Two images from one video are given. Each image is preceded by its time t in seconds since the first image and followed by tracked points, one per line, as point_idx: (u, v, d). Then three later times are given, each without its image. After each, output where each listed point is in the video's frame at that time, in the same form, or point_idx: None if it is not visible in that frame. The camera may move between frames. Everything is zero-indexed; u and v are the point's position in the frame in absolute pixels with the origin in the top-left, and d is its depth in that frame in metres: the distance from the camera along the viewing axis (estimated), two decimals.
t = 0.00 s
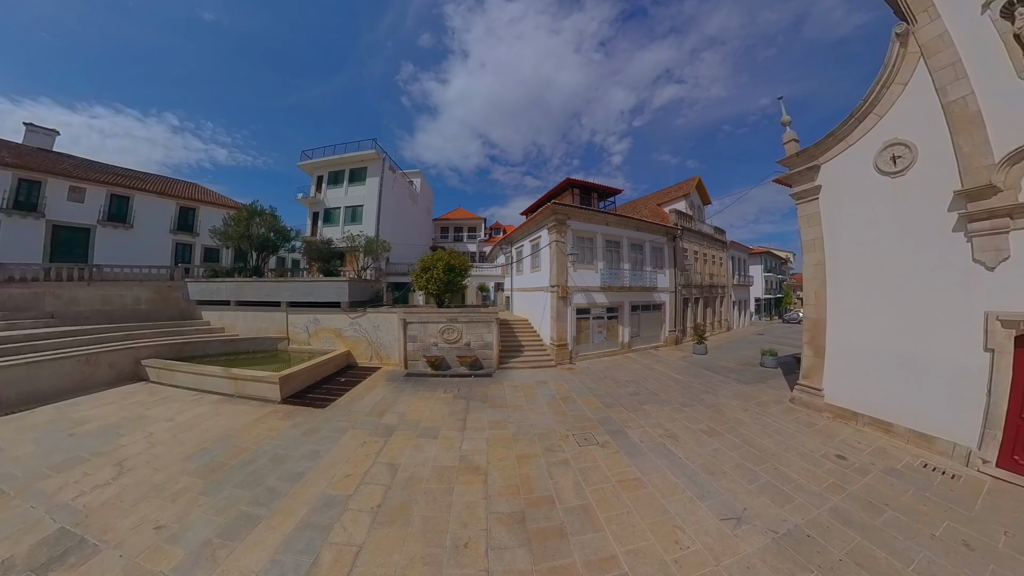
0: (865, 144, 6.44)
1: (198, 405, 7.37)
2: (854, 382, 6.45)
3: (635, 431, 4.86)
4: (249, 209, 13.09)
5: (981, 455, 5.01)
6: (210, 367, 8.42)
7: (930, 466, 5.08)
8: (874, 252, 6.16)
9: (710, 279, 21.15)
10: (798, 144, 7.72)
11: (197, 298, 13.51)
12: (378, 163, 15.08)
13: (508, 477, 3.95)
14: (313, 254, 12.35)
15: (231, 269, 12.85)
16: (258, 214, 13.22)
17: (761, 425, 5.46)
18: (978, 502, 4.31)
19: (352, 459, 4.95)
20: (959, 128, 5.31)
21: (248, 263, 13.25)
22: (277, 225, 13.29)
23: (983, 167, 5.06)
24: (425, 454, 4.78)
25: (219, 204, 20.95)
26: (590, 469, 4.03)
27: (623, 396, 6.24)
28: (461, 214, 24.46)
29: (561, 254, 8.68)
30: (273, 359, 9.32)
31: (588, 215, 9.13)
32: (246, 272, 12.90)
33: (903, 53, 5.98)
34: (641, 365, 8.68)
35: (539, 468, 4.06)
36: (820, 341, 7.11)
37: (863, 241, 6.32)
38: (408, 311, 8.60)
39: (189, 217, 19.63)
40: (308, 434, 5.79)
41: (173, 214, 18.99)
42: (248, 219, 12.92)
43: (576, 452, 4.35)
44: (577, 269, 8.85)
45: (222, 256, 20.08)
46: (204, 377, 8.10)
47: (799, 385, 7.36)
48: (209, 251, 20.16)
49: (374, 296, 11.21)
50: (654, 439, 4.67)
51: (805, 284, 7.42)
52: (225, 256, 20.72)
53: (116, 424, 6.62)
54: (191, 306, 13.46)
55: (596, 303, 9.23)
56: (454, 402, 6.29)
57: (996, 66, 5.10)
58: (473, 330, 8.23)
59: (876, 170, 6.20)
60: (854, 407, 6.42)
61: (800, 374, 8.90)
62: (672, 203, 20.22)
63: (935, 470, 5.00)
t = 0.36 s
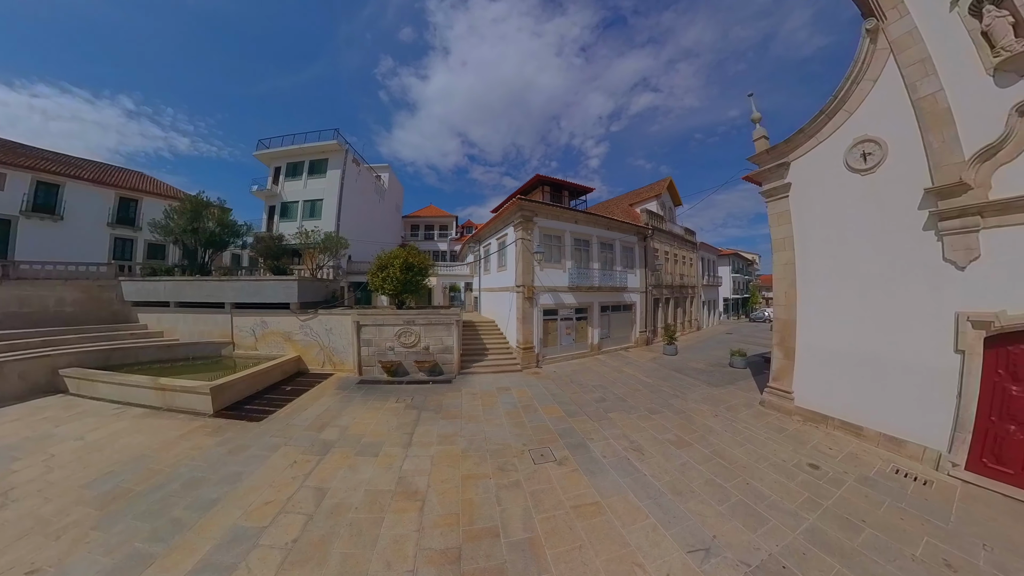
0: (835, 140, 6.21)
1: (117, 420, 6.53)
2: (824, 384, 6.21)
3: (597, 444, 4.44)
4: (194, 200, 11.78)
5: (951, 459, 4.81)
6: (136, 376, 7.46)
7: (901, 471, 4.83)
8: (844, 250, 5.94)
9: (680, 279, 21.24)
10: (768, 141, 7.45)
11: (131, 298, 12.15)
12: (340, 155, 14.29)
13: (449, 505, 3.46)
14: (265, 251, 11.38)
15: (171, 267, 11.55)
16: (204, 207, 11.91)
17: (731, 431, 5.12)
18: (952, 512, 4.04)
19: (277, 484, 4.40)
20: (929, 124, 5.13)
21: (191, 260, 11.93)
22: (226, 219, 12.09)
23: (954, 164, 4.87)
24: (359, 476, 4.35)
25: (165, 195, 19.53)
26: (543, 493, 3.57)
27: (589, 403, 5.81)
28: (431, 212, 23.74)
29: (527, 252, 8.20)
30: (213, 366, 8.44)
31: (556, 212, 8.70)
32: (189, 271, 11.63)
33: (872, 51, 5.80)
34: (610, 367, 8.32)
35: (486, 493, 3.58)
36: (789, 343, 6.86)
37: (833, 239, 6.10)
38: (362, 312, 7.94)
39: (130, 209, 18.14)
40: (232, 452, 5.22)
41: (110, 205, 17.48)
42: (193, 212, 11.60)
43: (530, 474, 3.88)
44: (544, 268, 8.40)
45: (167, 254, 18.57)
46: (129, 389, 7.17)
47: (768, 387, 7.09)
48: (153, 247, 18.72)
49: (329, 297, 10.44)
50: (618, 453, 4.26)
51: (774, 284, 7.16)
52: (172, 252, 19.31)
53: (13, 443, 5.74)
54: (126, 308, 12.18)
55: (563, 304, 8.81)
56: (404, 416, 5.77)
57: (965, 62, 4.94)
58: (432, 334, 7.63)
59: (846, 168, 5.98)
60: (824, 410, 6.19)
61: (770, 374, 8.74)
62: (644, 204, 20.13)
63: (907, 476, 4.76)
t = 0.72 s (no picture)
0: (810, 135, 5.91)
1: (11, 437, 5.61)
2: (799, 388, 5.90)
3: (558, 463, 3.96)
4: (128, 189, 10.48)
5: (929, 466, 4.59)
6: (41, 389, 6.44)
7: (880, 481, 4.51)
8: (820, 249, 5.63)
9: (652, 279, 21.17)
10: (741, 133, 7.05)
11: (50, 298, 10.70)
12: (298, 145, 13.44)
13: (376, 547, 2.91)
14: (210, 249, 10.46)
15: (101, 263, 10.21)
16: (141, 196, 10.61)
17: (704, 442, 4.71)
18: (937, 527, 3.71)
19: (181, 519, 3.71)
20: (906, 118, 4.89)
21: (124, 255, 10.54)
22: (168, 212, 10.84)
23: (932, 160, 4.64)
24: (278, 509, 3.71)
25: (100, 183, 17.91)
26: (489, 528, 3.05)
27: (552, 413, 5.31)
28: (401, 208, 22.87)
29: (491, 250, 7.66)
30: (141, 376, 7.49)
31: (523, 208, 8.18)
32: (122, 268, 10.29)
33: (847, 43, 5.53)
34: (579, 371, 7.88)
35: (423, 532, 3.03)
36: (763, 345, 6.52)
37: (809, 237, 5.78)
38: (310, 315, 7.22)
39: (58, 198, 16.56)
40: (137, 480, 4.48)
41: (34, 193, 15.89)
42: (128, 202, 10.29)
43: (476, 506, 3.34)
44: (509, 268, 7.88)
45: (105, 249, 17.14)
46: (33, 405, 6.18)
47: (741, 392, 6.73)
48: (87, 240, 17.19)
49: (277, 297, 9.63)
50: (581, 474, 3.78)
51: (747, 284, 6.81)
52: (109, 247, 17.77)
53: None
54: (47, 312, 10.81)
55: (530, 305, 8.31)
56: (348, 433, 5.12)
57: (943, 55, 4.71)
58: (386, 339, 7.00)
59: (821, 163, 5.68)
60: (799, 416, 5.87)
61: (742, 375, 8.50)
62: (617, 203, 19.92)
63: (886, 486, 4.44)
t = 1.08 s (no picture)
0: (789, 127, 5.54)
1: None
2: (778, 394, 5.54)
3: (516, 491, 3.44)
4: (48, 174, 8.99)
5: (914, 475, 4.31)
6: None
7: (866, 494, 4.16)
8: (800, 247, 5.28)
9: (626, 279, 21.03)
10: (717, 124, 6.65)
11: None
12: (251, 130, 12.51)
13: None
14: (143, 243, 9.86)
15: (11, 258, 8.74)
16: (66, 183, 9.16)
17: (681, 457, 4.27)
18: (932, 547, 3.35)
19: (54, 570, 2.93)
20: (889, 109, 4.60)
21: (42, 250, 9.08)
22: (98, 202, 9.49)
23: (916, 152, 4.36)
24: (173, 556, 3.03)
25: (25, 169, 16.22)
26: None
27: (514, 427, 4.77)
28: (368, 204, 21.93)
29: (454, 247, 7.08)
30: (51, 390, 6.46)
31: (489, 202, 7.62)
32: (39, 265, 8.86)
33: (829, 31, 5.20)
34: (548, 376, 7.38)
35: None
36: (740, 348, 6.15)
37: (789, 234, 5.42)
38: (249, 317, 6.44)
39: None
40: (10, 522, 3.53)
41: None
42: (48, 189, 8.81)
43: (413, 548, 2.78)
44: (474, 266, 7.34)
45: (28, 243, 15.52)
46: None
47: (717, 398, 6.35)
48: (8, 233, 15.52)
49: (219, 299, 8.77)
50: (542, 504, 3.27)
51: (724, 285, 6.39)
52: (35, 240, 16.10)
53: None
54: None
55: (496, 305, 7.77)
56: (280, 460, 4.42)
57: (927, 42, 4.44)
58: (336, 344, 6.32)
59: (802, 156, 5.31)
60: (778, 423, 5.52)
61: (715, 378, 8.21)
62: (591, 202, 19.62)
63: (873, 500, 4.09)
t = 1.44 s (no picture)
0: (774, 115, 5.15)
1: None
2: (763, 402, 5.11)
3: (469, 533, 2.87)
4: None
5: (909, 489, 3.96)
6: None
7: (861, 513, 3.76)
8: (785, 243, 4.89)
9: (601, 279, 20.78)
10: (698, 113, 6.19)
11: None
12: (197, 112, 11.59)
13: None
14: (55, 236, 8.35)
15: None
16: None
17: (661, 479, 3.79)
18: None
19: None
20: (882, 96, 4.26)
21: None
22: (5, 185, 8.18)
23: (911, 142, 4.03)
24: None
25: None
26: None
27: (474, 447, 4.18)
28: (334, 198, 20.86)
29: (413, 242, 6.44)
30: None
31: (453, 194, 7.00)
32: None
33: (816, 15, 4.83)
34: (517, 383, 6.81)
35: None
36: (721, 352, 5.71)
37: (776, 229, 5.00)
38: (176, 322, 5.64)
39: None
40: None
41: None
42: None
43: None
44: (435, 264, 6.73)
45: None
46: None
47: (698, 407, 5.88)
48: None
49: (151, 298, 7.84)
50: (500, 550, 2.70)
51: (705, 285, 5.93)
52: None
53: None
54: None
55: (462, 306, 7.18)
56: (191, 496, 3.68)
57: (921, 26, 4.12)
58: (276, 352, 5.59)
59: (788, 146, 4.94)
60: (763, 433, 5.09)
61: (692, 382, 7.82)
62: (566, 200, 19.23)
63: (869, 519, 3.69)
